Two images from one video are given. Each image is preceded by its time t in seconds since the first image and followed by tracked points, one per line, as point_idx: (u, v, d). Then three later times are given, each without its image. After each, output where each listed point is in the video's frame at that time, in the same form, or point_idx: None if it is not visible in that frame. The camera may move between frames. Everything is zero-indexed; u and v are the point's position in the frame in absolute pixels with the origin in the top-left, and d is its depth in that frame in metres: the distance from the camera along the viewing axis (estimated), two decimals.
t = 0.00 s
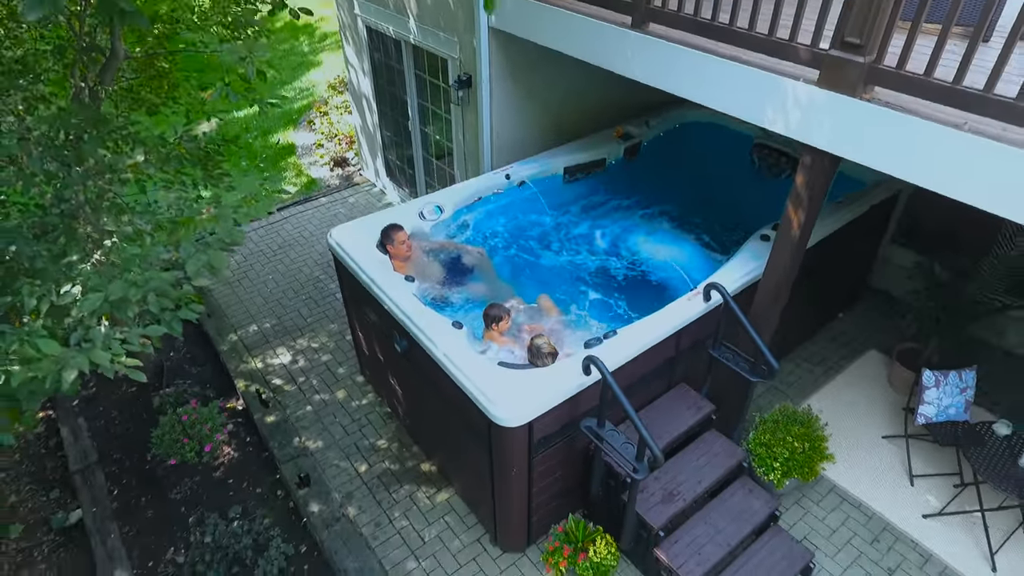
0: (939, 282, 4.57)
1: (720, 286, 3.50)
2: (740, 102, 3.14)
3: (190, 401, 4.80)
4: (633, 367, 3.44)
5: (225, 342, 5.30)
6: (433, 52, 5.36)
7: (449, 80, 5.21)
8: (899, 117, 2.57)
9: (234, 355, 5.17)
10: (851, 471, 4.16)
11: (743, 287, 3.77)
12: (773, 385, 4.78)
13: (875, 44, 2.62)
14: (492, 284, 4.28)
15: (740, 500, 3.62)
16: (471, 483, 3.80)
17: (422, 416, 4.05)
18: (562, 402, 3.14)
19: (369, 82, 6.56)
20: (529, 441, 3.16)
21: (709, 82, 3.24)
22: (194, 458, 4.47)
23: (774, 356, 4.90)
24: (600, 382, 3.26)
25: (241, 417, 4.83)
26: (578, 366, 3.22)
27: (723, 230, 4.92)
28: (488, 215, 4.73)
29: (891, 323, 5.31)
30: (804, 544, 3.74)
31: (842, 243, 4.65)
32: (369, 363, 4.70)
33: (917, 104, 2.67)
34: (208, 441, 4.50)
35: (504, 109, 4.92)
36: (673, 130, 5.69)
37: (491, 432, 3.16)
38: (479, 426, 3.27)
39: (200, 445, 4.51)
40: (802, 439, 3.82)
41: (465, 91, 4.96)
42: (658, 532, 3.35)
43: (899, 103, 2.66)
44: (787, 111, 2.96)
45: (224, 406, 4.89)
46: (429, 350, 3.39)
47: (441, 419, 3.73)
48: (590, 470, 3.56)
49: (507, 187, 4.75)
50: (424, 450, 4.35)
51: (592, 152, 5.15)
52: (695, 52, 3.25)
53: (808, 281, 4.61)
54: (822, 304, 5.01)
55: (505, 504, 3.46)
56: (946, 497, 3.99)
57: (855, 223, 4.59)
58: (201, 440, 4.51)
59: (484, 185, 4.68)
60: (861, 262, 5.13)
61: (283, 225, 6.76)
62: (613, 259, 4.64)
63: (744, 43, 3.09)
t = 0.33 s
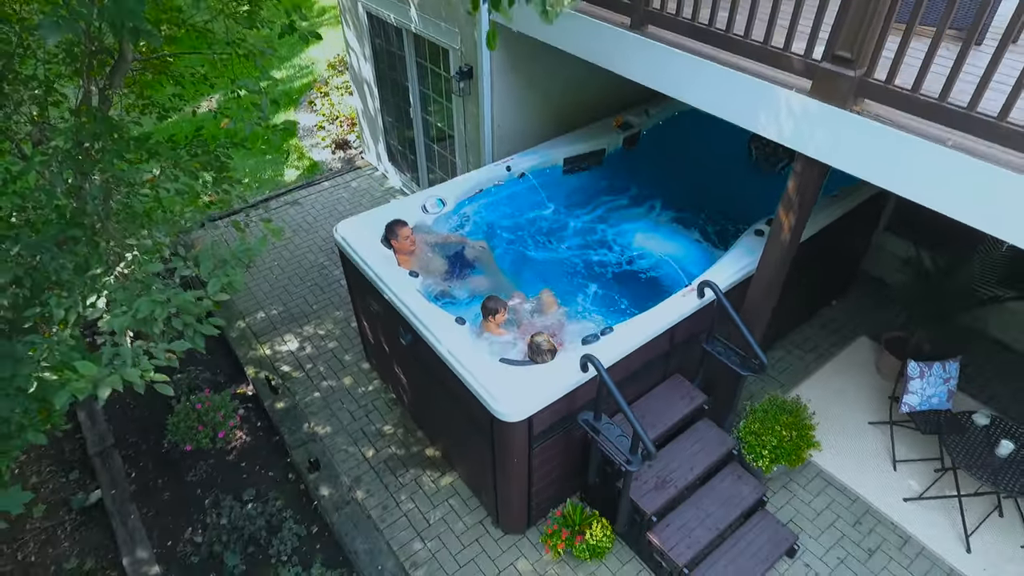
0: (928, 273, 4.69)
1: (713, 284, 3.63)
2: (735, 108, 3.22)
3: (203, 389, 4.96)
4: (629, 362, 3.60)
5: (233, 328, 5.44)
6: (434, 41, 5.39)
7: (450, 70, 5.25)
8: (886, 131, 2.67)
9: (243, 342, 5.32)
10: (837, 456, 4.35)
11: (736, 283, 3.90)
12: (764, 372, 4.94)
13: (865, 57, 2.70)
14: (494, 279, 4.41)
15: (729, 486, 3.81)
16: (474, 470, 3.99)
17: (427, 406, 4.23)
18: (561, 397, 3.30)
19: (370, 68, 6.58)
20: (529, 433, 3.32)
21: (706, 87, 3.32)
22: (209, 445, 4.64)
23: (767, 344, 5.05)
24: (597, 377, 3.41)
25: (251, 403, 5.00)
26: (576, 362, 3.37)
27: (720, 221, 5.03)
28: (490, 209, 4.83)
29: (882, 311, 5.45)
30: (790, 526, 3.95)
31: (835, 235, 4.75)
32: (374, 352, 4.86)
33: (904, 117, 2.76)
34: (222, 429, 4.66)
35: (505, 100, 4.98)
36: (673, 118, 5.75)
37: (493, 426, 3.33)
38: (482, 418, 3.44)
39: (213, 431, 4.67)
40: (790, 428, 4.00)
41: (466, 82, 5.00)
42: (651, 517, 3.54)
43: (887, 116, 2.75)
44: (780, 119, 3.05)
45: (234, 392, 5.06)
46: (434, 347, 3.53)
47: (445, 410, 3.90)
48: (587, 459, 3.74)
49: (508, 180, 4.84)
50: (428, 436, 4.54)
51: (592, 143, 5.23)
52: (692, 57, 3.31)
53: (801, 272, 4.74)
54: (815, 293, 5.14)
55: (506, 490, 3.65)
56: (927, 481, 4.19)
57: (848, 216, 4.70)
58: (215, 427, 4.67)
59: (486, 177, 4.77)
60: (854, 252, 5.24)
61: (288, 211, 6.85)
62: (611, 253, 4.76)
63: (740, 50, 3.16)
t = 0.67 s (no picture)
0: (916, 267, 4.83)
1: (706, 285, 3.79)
2: (727, 116, 3.34)
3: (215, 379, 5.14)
4: (625, 359, 3.77)
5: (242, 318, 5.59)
6: (435, 34, 5.45)
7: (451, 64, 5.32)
8: (871, 147, 2.79)
9: (252, 331, 5.48)
10: (822, 443, 4.55)
11: (729, 279, 4.04)
12: (756, 361, 5.12)
13: (853, 74, 2.81)
14: (494, 274, 4.55)
15: (719, 474, 4.02)
16: (476, 458, 4.19)
17: (431, 397, 4.41)
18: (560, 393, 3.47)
19: (371, 57, 6.63)
20: (529, 428, 3.51)
21: (699, 95, 3.42)
22: (224, 433, 4.83)
23: (759, 334, 5.22)
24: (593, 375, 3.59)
25: (260, 390, 5.18)
26: (573, 360, 3.54)
27: (715, 215, 5.15)
28: (491, 204, 4.95)
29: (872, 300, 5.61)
30: (776, 511, 4.17)
31: (827, 230, 4.88)
32: (379, 343, 5.03)
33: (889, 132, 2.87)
34: (236, 418, 4.84)
35: (505, 95, 5.06)
36: (671, 110, 5.83)
37: (495, 422, 3.51)
38: (484, 413, 3.62)
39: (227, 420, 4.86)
40: (778, 419, 4.19)
41: (467, 77, 5.08)
42: (645, 505, 3.75)
43: (871, 132, 2.87)
44: (770, 129, 3.16)
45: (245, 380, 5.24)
46: (438, 344, 3.70)
47: (450, 403, 4.08)
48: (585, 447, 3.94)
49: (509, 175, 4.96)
50: (432, 425, 4.73)
51: (591, 137, 5.33)
52: (686, 65, 3.41)
53: (793, 266, 4.89)
54: (807, 284, 5.29)
55: (507, 480, 3.86)
56: (908, 468, 4.39)
57: (840, 211, 4.82)
58: (228, 416, 4.86)
59: (487, 172, 4.88)
60: (847, 245, 5.38)
61: (291, 199, 6.95)
62: (609, 247, 4.90)
63: (733, 62, 3.26)
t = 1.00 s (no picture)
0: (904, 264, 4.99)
1: (698, 286, 3.96)
2: (719, 127, 3.46)
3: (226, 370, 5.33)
4: (620, 357, 3.95)
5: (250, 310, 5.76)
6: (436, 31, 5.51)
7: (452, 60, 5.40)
8: (856, 164, 2.93)
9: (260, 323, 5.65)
10: (810, 433, 4.75)
11: (721, 279, 4.20)
12: (749, 353, 5.30)
13: (839, 93, 2.93)
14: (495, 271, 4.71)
15: (709, 464, 4.22)
16: (478, 449, 4.40)
17: (435, 390, 4.60)
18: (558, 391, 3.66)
19: (372, 49, 6.69)
20: (529, 423, 3.70)
21: (693, 105, 3.54)
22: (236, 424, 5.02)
23: (752, 326, 5.40)
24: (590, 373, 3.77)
25: (270, 380, 5.37)
26: (571, 360, 3.72)
27: (710, 211, 5.29)
28: (491, 202, 5.09)
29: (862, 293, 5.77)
30: (763, 499, 4.39)
31: (819, 228, 5.02)
32: (384, 337, 5.21)
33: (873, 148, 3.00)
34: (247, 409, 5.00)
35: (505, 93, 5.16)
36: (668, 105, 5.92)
37: (496, 419, 3.70)
38: (485, 409, 3.81)
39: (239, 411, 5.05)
40: (766, 412, 4.38)
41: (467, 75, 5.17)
42: (638, 494, 3.95)
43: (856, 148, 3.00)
44: (760, 142, 3.29)
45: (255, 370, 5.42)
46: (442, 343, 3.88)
47: (453, 397, 4.27)
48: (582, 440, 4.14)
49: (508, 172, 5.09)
50: (436, 415, 4.94)
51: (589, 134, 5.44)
52: (681, 76, 3.52)
53: (784, 262, 5.04)
54: (799, 278, 5.44)
55: (508, 471, 4.07)
56: (891, 458, 4.60)
57: (831, 209, 4.95)
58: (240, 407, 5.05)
59: (488, 170, 5.01)
60: (839, 240, 5.52)
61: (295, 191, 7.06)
62: (607, 244, 5.05)
63: (726, 75, 3.38)
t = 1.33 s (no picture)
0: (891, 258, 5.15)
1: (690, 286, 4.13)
2: (712, 136, 3.59)
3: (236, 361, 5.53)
4: (615, 354, 4.14)
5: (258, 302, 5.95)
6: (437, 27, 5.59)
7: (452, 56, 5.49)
8: (840, 178, 3.07)
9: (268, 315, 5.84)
10: (797, 422, 4.97)
11: (713, 278, 4.37)
12: (741, 344, 5.49)
13: (825, 109, 3.07)
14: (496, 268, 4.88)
15: (700, 454, 4.44)
16: (480, 438, 4.61)
17: (438, 382, 4.80)
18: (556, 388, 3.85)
19: (374, 41, 6.75)
20: (528, 417, 3.90)
21: (687, 114, 3.66)
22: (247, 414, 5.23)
23: (744, 319, 5.58)
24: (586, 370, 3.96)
25: (279, 370, 5.57)
26: (568, 358, 3.91)
27: (705, 207, 5.43)
28: (492, 199, 5.24)
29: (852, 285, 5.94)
30: (751, 485, 4.62)
31: (810, 224, 5.17)
32: (389, 329, 5.40)
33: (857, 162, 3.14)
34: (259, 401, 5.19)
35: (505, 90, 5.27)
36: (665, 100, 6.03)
37: (498, 413, 3.91)
38: (487, 403, 4.01)
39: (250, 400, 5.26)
40: (755, 404, 4.60)
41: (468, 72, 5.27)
42: (632, 483, 4.17)
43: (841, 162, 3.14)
44: (750, 152, 3.43)
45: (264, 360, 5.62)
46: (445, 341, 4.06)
47: (456, 390, 4.47)
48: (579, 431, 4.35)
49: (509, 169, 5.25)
50: (439, 405, 5.15)
51: (588, 130, 5.57)
52: (675, 86, 3.64)
53: (776, 258, 5.20)
54: (791, 272, 5.61)
55: (508, 460, 4.29)
56: (874, 446, 4.82)
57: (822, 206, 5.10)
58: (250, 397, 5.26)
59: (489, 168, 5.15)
60: (830, 234, 5.67)
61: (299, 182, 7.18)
62: (604, 240, 5.21)
63: (719, 86, 3.50)
